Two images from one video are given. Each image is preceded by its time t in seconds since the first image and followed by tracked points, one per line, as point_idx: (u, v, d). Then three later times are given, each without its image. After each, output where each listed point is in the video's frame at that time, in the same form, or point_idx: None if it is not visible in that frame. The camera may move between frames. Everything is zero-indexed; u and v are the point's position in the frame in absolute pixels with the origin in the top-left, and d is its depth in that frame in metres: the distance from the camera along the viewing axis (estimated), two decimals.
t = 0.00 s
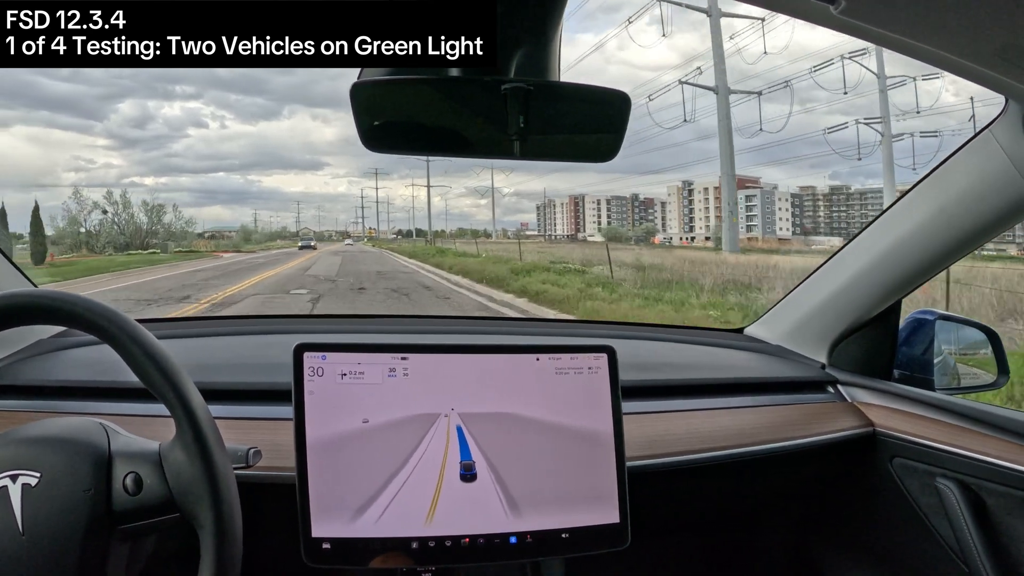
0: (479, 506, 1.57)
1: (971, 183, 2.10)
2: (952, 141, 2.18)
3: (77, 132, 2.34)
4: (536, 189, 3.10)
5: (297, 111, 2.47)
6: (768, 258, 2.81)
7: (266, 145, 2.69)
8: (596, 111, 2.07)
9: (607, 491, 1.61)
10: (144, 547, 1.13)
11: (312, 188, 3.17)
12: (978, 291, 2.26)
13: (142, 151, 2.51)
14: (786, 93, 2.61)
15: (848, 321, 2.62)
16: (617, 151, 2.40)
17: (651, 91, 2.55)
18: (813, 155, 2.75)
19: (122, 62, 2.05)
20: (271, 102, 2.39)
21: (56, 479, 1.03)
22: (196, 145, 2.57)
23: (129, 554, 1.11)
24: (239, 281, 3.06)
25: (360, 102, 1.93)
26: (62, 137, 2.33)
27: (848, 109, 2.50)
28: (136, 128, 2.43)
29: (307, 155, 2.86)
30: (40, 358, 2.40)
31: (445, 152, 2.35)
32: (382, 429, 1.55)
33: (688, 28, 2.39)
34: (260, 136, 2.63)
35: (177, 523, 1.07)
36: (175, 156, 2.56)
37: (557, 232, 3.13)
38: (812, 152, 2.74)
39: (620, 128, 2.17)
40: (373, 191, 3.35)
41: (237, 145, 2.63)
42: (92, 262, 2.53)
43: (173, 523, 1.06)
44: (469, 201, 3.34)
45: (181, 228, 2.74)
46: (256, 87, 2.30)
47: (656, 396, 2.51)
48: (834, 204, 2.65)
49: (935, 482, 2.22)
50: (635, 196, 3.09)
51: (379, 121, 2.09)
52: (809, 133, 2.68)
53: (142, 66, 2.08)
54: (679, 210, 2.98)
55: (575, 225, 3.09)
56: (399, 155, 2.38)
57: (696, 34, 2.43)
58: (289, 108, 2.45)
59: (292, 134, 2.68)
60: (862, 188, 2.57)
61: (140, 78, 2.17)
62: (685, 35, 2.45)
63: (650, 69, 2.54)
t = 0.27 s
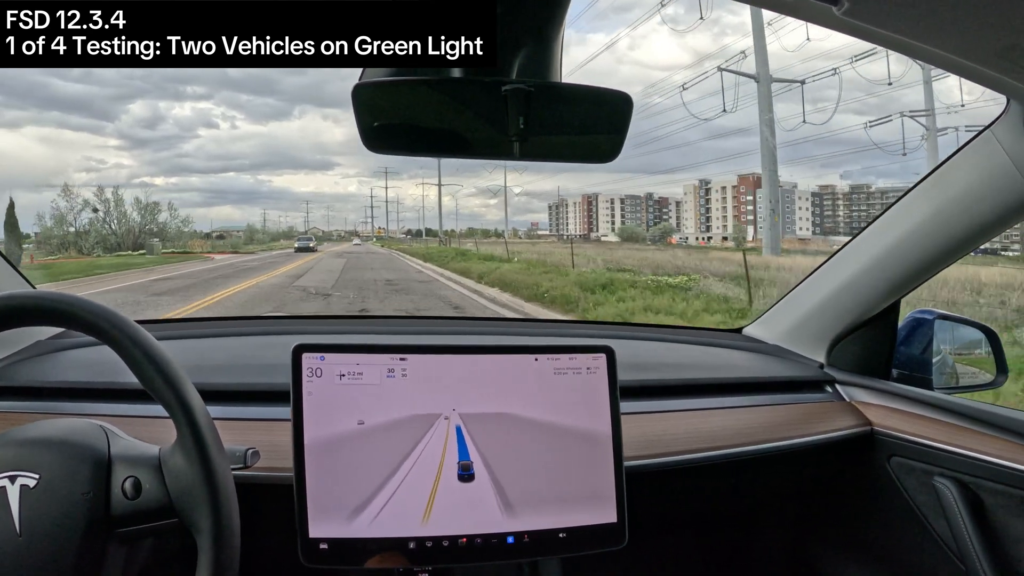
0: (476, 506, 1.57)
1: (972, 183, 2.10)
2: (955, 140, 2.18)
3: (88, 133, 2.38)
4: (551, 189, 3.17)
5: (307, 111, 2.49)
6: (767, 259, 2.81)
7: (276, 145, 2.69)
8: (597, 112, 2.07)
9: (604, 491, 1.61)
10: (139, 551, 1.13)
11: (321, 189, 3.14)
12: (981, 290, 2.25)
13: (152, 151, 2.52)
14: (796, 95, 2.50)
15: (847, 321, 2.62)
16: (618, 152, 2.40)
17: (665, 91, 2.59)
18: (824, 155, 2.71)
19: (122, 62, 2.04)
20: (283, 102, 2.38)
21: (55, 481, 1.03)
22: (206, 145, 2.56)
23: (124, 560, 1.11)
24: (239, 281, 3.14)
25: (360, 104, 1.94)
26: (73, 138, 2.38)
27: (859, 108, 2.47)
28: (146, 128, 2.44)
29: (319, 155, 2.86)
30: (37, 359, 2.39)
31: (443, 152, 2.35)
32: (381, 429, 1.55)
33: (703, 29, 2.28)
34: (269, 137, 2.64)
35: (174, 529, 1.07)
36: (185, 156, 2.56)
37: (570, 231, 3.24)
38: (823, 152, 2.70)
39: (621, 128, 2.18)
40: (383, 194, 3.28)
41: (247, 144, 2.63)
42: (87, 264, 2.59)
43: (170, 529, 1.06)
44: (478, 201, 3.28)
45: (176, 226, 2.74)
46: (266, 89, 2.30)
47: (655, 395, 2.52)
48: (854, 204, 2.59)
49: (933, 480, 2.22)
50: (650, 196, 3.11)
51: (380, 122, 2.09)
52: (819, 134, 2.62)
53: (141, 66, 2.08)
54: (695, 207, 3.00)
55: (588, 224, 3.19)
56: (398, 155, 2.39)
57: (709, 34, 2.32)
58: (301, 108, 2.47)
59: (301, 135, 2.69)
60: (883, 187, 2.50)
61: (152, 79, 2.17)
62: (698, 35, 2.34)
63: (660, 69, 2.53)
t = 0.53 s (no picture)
0: (471, 506, 1.57)
1: (975, 184, 2.09)
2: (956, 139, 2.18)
3: (98, 134, 2.37)
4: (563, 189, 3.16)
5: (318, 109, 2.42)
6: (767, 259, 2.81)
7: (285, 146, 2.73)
8: (597, 112, 2.07)
9: (601, 491, 1.62)
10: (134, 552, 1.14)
11: (329, 187, 3.17)
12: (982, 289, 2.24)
13: (161, 151, 2.55)
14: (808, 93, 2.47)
15: (847, 321, 2.62)
16: (618, 155, 2.43)
17: (677, 90, 2.58)
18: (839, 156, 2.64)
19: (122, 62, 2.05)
20: (292, 102, 2.39)
21: (52, 482, 1.04)
22: (215, 146, 2.62)
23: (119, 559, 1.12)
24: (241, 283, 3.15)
25: (361, 104, 1.95)
26: (82, 138, 2.35)
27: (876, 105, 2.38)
28: (155, 129, 2.45)
29: (327, 156, 2.86)
30: (35, 360, 2.39)
31: (440, 153, 2.35)
32: (379, 430, 1.56)
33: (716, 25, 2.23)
34: (278, 137, 2.67)
35: (169, 533, 1.07)
36: (193, 157, 2.62)
37: (581, 230, 3.25)
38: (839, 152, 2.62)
39: (623, 128, 2.17)
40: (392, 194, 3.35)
41: (255, 145, 2.67)
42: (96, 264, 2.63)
43: (166, 534, 1.06)
44: (487, 201, 3.31)
45: (168, 226, 2.76)
46: (277, 89, 2.29)
47: (654, 396, 2.51)
48: (876, 200, 2.50)
49: (932, 480, 2.22)
50: (664, 195, 3.07)
51: (381, 123, 2.10)
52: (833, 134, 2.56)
53: (141, 65, 2.08)
54: (711, 205, 2.94)
55: (600, 224, 3.20)
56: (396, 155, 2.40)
57: (722, 32, 2.30)
58: (309, 108, 2.46)
59: (311, 134, 2.69)
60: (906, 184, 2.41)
61: (162, 80, 2.21)
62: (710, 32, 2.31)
63: (672, 67, 2.55)
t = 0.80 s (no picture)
0: (467, 508, 1.57)
1: (976, 186, 2.09)
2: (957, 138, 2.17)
3: (105, 134, 2.39)
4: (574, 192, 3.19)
5: (325, 111, 2.35)
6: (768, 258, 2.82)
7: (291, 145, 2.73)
8: (597, 112, 2.06)
9: (598, 492, 1.62)
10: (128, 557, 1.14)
11: (335, 187, 3.16)
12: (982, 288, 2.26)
13: (167, 151, 2.57)
14: (820, 93, 2.48)
15: (847, 321, 2.62)
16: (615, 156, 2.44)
17: (685, 90, 2.66)
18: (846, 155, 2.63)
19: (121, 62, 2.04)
20: (298, 102, 2.38)
21: (49, 485, 1.04)
22: (220, 146, 2.61)
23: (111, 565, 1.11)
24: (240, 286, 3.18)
25: (361, 105, 1.95)
26: (88, 139, 2.38)
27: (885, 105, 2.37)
28: (162, 129, 2.48)
29: (332, 155, 2.77)
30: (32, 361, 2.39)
31: (439, 154, 2.36)
32: (376, 431, 1.56)
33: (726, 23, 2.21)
34: (284, 137, 2.67)
35: (164, 540, 1.07)
36: (200, 157, 2.62)
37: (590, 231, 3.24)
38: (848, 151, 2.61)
39: (623, 127, 2.16)
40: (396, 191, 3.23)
41: (261, 145, 2.68)
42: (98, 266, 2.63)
43: (160, 541, 1.06)
44: (491, 202, 3.25)
45: (155, 224, 2.79)
46: (283, 89, 2.30)
47: (653, 396, 2.51)
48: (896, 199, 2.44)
49: (932, 481, 2.22)
50: (676, 194, 3.09)
51: (381, 123, 2.10)
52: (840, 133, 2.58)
53: (140, 65, 2.08)
54: (726, 205, 2.94)
55: (610, 225, 3.19)
56: (396, 156, 2.41)
57: (733, 31, 2.31)
58: (314, 108, 2.42)
59: (316, 134, 2.62)
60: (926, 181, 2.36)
61: (168, 80, 2.19)
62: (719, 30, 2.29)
63: (681, 67, 2.57)
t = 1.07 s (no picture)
0: (464, 507, 1.58)
1: (976, 185, 2.09)
2: (958, 137, 2.17)
3: (111, 136, 2.38)
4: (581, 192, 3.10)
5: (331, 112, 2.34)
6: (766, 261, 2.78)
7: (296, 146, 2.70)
8: (598, 108, 2.06)
9: (595, 491, 1.62)
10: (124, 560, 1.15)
11: (341, 189, 3.09)
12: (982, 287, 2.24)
13: (173, 152, 2.53)
14: (825, 93, 2.46)
15: (845, 320, 2.62)
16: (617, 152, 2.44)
17: (692, 91, 2.57)
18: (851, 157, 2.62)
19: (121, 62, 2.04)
20: (304, 103, 2.37)
21: (47, 487, 1.05)
22: (226, 147, 2.60)
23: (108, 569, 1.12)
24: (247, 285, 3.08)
25: (361, 102, 1.95)
26: (94, 140, 2.37)
27: (891, 106, 2.35)
28: (167, 130, 2.46)
29: (338, 156, 2.72)
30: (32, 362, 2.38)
31: (441, 151, 2.36)
32: (375, 430, 1.56)
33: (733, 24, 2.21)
34: (290, 138, 2.65)
35: (160, 545, 1.08)
36: (205, 158, 2.60)
37: (599, 233, 3.08)
38: (853, 154, 2.61)
39: (624, 125, 2.17)
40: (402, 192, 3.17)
41: (267, 146, 2.66)
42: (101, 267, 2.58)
43: (156, 545, 1.07)
44: (498, 202, 3.13)
45: (143, 225, 2.67)
46: (289, 89, 2.29)
47: (651, 396, 2.52)
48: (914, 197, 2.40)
49: (927, 480, 2.23)
50: (686, 196, 2.98)
51: (380, 121, 2.10)
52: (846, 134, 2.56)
53: (140, 65, 2.07)
54: (739, 205, 2.85)
55: (619, 227, 3.05)
56: (398, 155, 2.42)
57: (738, 31, 2.26)
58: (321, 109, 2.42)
59: (320, 136, 2.58)
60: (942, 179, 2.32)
61: (174, 80, 2.21)
62: (726, 30, 2.27)
63: (687, 68, 2.50)
